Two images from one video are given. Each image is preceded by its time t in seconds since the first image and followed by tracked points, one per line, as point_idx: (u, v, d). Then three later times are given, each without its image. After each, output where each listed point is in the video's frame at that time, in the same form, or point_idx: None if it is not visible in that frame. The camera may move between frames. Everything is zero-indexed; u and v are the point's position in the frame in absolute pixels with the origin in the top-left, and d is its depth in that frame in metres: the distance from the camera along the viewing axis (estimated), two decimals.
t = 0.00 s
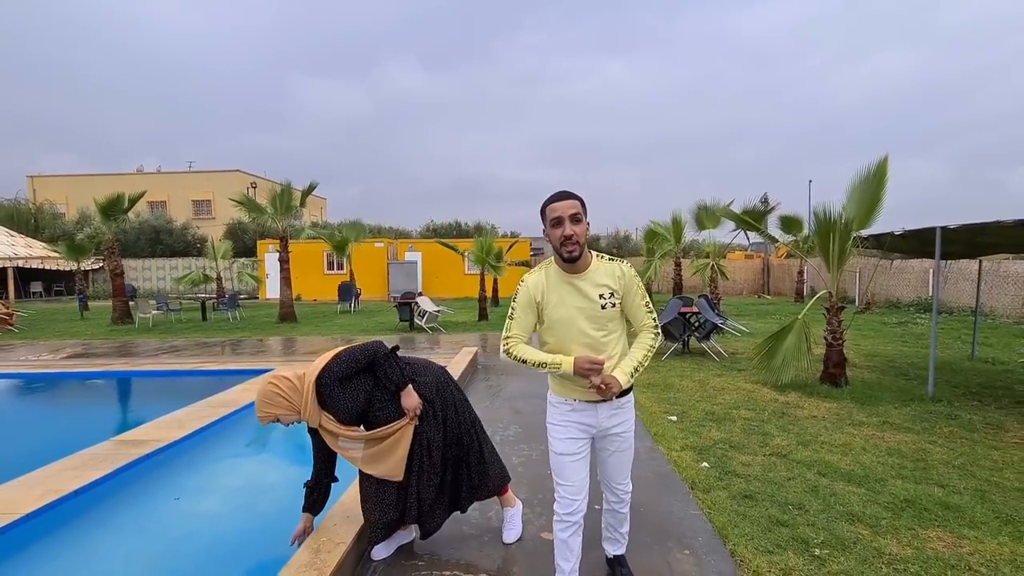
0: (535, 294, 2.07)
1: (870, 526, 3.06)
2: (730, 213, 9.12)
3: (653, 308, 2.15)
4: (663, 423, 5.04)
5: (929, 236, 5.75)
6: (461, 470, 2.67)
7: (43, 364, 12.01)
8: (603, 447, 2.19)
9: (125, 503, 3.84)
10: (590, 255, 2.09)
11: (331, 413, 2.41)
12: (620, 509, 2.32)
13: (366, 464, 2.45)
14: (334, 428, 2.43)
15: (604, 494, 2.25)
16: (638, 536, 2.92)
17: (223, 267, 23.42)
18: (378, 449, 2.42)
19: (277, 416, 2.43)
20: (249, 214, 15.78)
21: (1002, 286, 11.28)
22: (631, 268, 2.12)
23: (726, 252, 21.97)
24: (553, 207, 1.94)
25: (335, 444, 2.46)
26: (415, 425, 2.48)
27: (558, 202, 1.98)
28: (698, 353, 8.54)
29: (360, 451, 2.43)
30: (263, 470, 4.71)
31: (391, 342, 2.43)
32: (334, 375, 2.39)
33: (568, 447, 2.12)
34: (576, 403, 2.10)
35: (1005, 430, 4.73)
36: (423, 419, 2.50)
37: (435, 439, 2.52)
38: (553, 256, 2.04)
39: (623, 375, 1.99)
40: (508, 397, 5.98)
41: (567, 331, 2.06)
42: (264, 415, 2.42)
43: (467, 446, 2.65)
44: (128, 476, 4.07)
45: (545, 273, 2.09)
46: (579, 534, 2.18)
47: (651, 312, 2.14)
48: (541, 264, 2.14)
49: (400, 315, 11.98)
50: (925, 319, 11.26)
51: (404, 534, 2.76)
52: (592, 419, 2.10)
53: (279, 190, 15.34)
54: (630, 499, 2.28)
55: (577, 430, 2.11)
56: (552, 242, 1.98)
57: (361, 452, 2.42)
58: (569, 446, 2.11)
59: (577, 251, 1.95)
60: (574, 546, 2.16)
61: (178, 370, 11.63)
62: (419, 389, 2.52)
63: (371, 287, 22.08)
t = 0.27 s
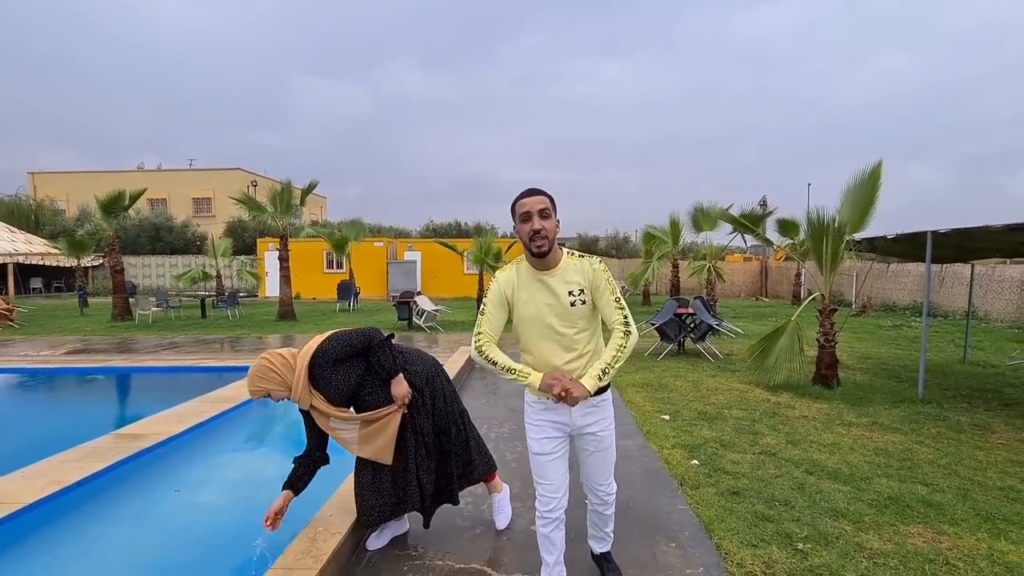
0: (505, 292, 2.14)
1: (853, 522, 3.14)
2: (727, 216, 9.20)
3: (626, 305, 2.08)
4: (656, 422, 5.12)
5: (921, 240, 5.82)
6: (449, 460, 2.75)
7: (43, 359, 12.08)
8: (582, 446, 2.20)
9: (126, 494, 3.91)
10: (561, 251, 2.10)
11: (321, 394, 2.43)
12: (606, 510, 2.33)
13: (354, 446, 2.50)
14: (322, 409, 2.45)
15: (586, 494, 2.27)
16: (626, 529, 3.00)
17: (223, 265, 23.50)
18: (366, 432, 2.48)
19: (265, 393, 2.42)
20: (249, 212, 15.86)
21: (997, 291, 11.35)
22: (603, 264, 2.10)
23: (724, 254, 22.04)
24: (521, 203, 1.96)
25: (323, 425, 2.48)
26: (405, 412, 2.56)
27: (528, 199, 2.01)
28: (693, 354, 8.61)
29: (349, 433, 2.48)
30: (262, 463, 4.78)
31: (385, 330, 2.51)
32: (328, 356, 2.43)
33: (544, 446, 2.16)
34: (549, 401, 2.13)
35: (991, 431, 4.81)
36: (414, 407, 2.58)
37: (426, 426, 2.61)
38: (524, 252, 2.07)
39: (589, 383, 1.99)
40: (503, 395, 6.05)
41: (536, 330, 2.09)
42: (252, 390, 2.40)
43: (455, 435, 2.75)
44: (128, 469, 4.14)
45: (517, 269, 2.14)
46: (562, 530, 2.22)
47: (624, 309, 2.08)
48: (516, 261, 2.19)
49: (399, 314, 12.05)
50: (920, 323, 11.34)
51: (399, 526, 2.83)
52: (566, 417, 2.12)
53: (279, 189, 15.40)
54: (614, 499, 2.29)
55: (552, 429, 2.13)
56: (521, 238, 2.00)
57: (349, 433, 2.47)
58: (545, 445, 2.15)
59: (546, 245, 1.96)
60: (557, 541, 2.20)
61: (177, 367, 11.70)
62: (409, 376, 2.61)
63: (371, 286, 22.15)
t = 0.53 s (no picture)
0: (498, 287, 2.20)
1: (841, 516, 3.22)
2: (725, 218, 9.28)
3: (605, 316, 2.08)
4: (652, 420, 5.20)
5: (914, 242, 5.90)
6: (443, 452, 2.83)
7: (47, 357, 12.20)
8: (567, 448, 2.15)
9: (132, 488, 4.01)
10: (551, 250, 2.12)
11: (325, 361, 2.54)
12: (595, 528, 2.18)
13: (349, 416, 2.61)
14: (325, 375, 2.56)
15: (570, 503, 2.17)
16: (620, 521, 3.09)
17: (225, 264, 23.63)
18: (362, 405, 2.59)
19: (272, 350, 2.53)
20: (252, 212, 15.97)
21: (994, 292, 11.42)
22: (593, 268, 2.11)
23: (724, 255, 22.11)
24: (506, 206, 1.99)
25: (322, 390, 2.60)
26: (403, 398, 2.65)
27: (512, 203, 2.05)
28: (691, 354, 8.69)
29: (346, 403, 2.59)
30: (264, 458, 4.88)
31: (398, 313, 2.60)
32: (339, 327, 2.53)
33: (531, 445, 2.18)
34: (533, 399, 2.16)
35: (982, 430, 4.88)
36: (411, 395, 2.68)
37: (422, 416, 2.71)
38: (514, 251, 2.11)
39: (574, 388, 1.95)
40: (502, 393, 6.15)
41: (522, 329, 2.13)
42: (260, 344, 2.50)
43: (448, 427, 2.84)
44: (134, 464, 4.24)
45: (508, 268, 2.19)
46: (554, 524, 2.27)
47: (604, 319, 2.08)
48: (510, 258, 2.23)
49: (400, 313, 12.14)
50: (917, 324, 11.42)
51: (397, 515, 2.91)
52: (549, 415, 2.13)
53: (281, 189, 15.51)
54: (602, 512, 2.16)
55: (536, 427, 2.15)
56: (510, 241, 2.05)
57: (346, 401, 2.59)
58: (531, 443, 2.18)
59: (529, 244, 2.00)
60: (549, 534, 2.25)
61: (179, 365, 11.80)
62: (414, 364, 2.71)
63: (372, 286, 22.25)
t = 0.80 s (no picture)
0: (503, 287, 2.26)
1: (835, 513, 3.29)
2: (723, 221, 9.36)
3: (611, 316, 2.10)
4: (651, 419, 5.28)
5: (911, 244, 5.98)
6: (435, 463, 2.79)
7: (51, 355, 12.29)
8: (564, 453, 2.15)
9: (140, 483, 4.10)
10: (558, 255, 2.17)
11: (346, 330, 2.62)
12: (587, 537, 2.12)
13: (350, 390, 2.67)
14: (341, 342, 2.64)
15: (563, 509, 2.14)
16: (618, 517, 3.16)
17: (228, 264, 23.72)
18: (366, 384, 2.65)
19: (300, 302, 2.64)
20: (255, 212, 16.07)
21: (992, 295, 11.48)
22: (597, 274, 2.14)
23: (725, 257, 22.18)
24: (513, 209, 2.04)
25: (333, 356, 2.67)
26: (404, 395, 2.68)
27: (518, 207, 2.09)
28: (690, 355, 8.76)
29: (351, 376, 2.65)
30: (270, 456, 4.96)
31: (429, 312, 2.68)
32: (372, 304, 2.64)
33: (529, 449, 2.24)
34: (530, 403, 2.21)
35: (976, 430, 4.94)
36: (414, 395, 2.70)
37: (422, 419, 2.72)
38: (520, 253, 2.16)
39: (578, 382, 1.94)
40: (502, 392, 6.22)
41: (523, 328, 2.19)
42: (290, 293, 2.61)
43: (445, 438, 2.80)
44: (142, 460, 4.32)
45: (513, 268, 2.25)
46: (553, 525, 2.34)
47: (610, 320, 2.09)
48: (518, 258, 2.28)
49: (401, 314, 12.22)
50: (915, 326, 11.48)
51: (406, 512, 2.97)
52: (545, 420, 2.16)
53: (284, 189, 15.60)
54: (596, 519, 2.12)
55: (533, 431, 2.20)
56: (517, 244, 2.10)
57: (351, 375, 2.65)
58: (528, 447, 2.23)
59: (533, 251, 2.05)
60: (548, 535, 2.33)
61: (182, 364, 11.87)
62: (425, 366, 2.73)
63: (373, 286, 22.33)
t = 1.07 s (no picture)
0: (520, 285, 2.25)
1: (833, 511, 3.35)
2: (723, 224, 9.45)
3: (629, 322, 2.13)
4: (652, 419, 5.35)
5: (909, 247, 6.05)
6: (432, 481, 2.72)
7: (55, 355, 12.39)
8: (573, 457, 2.15)
9: (152, 480, 4.18)
10: (582, 260, 2.17)
11: (388, 311, 2.65)
12: (594, 542, 2.12)
13: (364, 369, 2.69)
14: (376, 320, 2.67)
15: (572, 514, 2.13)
16: (621, 514, 3.24)
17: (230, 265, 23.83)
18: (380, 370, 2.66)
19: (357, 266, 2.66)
20: (258, 214, 16.16)
21: (991, 297, 11.56)
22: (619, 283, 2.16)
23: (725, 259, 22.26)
24: (550, 207, 1.99)
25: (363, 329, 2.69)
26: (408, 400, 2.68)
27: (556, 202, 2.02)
28: (691, 356, 8.83)
29: (370, 356, 2.67)
30: (277, 454, 5.04)
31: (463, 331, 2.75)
32: (419, 301, 2.69)
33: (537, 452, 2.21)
34: (541, 408, 2.17)
35: (974, 430, 5.00)
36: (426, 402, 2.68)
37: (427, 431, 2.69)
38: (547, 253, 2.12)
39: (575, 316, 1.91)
40: (505, 393, 6.29)
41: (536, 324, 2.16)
42: (354, 253, 2.62)
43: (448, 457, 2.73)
44: (153, 458, 4.41)
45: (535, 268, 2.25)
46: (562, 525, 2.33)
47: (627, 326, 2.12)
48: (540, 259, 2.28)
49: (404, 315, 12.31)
50: (914, 328, 11.55)
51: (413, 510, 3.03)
52: (556, 424, 2.13)
53: (287, 191, 15.70)
54: (604, 526, 2.11)
55: (543, 436, 2.17)
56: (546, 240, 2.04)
57: (371, 355, 2.67)
58: (537, 451, 2.21)
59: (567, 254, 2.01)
60: (556, 533, 2.33)
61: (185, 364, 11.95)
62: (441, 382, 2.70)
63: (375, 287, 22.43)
